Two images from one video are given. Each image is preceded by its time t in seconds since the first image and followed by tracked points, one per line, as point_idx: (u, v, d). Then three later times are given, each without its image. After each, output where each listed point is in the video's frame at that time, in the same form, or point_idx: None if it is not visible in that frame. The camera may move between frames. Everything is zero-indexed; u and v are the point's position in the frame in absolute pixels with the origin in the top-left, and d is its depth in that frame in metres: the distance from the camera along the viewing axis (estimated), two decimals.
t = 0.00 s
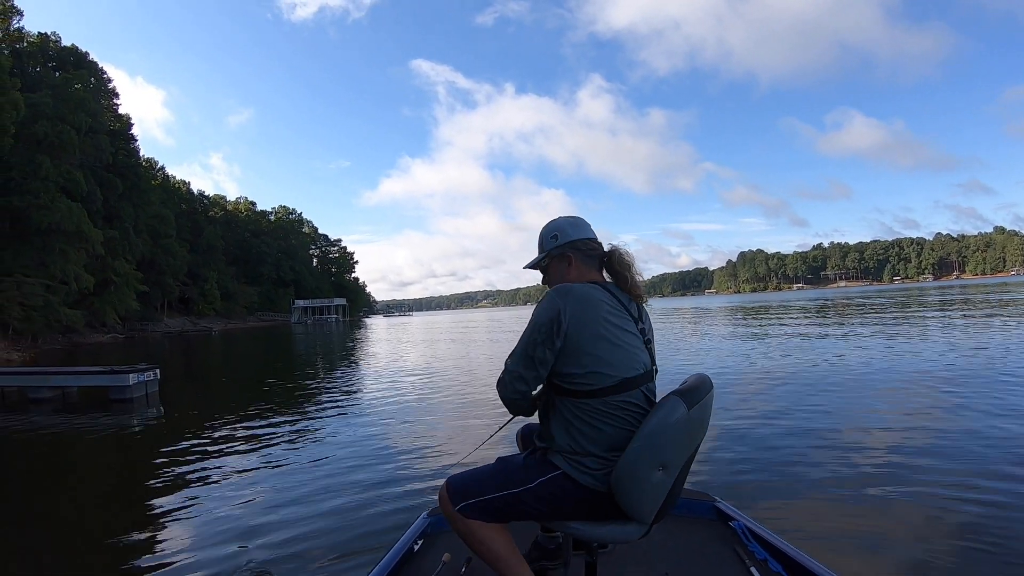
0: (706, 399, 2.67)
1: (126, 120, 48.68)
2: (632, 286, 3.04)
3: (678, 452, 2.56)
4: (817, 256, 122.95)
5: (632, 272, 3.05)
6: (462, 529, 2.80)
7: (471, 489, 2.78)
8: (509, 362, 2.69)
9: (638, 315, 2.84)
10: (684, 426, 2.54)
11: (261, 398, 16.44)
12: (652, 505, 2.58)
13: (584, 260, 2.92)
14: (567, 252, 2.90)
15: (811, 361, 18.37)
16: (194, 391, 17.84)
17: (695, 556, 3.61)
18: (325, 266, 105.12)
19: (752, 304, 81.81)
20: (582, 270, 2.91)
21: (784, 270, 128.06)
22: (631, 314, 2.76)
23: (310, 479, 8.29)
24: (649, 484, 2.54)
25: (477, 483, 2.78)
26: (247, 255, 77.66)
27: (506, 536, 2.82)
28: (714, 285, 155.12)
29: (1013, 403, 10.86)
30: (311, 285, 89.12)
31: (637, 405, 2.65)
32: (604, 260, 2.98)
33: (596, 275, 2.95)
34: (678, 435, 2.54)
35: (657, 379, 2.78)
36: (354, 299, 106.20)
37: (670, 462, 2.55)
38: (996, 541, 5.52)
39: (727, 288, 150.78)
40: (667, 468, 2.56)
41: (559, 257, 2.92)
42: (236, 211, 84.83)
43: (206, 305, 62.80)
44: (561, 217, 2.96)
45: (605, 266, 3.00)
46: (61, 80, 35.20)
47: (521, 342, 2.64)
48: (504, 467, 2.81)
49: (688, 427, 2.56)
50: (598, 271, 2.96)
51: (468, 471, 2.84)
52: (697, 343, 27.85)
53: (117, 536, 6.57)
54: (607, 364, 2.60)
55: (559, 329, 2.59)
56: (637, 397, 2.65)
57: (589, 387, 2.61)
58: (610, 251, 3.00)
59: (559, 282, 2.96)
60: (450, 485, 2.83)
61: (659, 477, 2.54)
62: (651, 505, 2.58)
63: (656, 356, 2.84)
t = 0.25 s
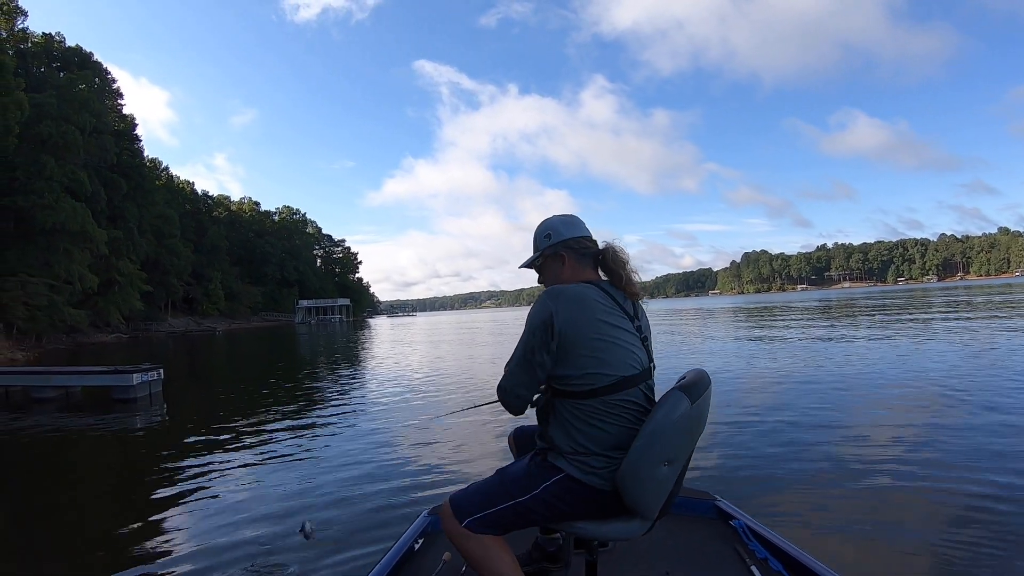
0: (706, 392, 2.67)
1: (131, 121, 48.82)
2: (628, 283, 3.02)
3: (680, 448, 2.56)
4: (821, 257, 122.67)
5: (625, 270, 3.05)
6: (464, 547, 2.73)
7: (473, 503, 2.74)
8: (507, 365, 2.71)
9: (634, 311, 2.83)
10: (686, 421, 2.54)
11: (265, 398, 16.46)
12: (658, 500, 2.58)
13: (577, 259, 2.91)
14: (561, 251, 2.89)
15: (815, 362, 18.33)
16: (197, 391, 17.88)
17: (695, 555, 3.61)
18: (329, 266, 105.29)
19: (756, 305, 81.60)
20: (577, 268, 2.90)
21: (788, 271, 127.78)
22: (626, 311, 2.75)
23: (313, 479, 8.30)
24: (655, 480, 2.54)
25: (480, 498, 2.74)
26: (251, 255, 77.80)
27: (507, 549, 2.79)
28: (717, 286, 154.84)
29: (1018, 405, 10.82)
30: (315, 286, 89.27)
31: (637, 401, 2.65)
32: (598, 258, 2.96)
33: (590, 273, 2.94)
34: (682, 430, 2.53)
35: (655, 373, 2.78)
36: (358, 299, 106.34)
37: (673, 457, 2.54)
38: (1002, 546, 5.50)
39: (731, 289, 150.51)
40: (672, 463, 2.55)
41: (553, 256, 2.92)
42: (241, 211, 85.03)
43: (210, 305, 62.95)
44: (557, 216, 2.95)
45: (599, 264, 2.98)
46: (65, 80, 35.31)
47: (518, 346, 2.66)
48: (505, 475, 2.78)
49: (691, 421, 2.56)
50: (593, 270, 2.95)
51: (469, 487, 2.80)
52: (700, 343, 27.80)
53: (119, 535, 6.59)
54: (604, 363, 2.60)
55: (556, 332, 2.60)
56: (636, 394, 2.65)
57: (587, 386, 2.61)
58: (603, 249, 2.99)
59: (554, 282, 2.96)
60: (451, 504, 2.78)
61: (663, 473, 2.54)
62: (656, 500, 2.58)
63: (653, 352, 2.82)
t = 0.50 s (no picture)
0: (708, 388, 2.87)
1: (134, 121, 48.97)
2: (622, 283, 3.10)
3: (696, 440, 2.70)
4: (825, 258, 122.32)
5: (623, 264, 3.09)
6: (480, 552, 2.69)
7: (489, 505, 2.72)
8: (531, 373, 2.64)
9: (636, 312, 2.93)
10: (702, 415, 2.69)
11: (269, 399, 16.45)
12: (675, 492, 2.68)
13: (579, 257, 2.92)
14: (559, 249, 2.89)
15: (818, 363, 18.28)
16: (200, 391, 17.91)
17: (696, 556, 3.59)
18: (333, 267, 105.44)
19: (760, 306, 81.38)
20: (576, 265, 2.91)
21: (792, 272, 127.48)
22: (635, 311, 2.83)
23: (316, 479, 8.31)
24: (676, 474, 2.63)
25: (493, 498, 2.73)
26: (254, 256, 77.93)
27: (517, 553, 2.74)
28: (721, 287, 154.62)
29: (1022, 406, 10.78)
30: (319, 286, 89.38)
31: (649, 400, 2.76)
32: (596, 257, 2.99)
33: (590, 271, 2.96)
34: (698, 424, 2.67)
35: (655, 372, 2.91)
36: (362, 300, 106.44)
37: (691, 451, 2.67)
38: (1004, 547, 5.49)
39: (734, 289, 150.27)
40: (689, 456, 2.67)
41: (549, 255, 2.91)
42: (245, 212, 85.24)
43: (214, 305, 63.08)
44: (550, 212, 2.95)
45: (598, 261, 3.00)
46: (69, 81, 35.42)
47: (546, 352, 2.60)
48: (519, 477, 2.77)
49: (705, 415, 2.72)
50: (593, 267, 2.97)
51: (481, 486, 2.79)
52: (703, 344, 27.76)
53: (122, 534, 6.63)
54: (626, 364, 2.66)
55: (590, 335, 2.59)
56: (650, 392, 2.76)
57: (611, 388, 2.65)
58: (603, 245, 3.01)
59: (553, 280, 2.95)
60: (465, 504, 2.76)
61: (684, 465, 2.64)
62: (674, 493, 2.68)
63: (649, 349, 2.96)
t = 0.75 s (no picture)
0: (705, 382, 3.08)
1: (138, 122, 49.11)
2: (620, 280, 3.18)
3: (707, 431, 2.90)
4: (828, 259, 122.02)
5: (631, 259, 3.10)
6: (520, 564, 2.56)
7: (527, 512, 2.63)
8: (570, 382, 2.60)
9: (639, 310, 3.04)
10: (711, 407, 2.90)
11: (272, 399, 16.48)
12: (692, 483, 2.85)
13: (590, 257, 2.93)
14: (570, 249, 2.88)
15: (821, 363, 18.25)
16: (203, 391, 17.93)
17: (695, 557, 3.58)
18: (336, 267, 105.59)
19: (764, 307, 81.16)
20: (586, 268, 2.93)
21: (795, 272, 127.21)
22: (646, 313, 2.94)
23: (318, 479, 8.32)
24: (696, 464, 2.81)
25: (530, 508, 2.63)
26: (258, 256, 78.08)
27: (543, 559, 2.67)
28: (724, 287, 154.36)
29: None
30: (322, 287, 89.49)
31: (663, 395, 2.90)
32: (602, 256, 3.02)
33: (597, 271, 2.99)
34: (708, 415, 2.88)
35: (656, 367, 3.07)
36: (365, 300, 106.56)
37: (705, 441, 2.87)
38: (1006, 548, 5.46)
39: (737, 290, 150.02)
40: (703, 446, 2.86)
41: (560, 255, 2.90)
42: (248, 212, 85.44)
43: (217, 305, 63.21)
44: (553, 209, 2.92)
45: (605, 260, 3.02)
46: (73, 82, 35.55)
47: (585, 363, 2.58)
48: (552, 483, 2.73)
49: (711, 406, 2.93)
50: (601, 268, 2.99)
51: (512, 494, 2.68)
52: (705, 345, 27.71)
53: (126, 534, 6.62)
54: (652, 366, 2.76)
55: (629, 345, 2.63)
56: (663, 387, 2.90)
57: (641, 393, 2.72)
58: (612, 244, 3.02)
59: (564, 283, 2.93)
60: (501, 508, 2.62)
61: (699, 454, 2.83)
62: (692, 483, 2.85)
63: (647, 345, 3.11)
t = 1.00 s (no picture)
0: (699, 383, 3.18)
1: (141, 122, 49.19)
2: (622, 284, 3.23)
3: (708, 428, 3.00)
4: (832, 258, 121.69)
5: (636, 257, 3.12)
6: (558, 575, 2.39)
7: (564, 520, 2.50)
8: (590, 385, 2.58)
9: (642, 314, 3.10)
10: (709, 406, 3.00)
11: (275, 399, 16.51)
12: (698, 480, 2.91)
13: (598, 261, 2.96)
14: (583, 250, 2.90)
15: (824, 363, 18.21)
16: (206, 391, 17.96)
17: (694, 559, 3.57)
18: (339, 267, 105.70)
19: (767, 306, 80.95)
20: (595, 270, 2.94)
21: (799, 272, 126.91)
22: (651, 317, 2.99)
23: (320, 479, 8.34)
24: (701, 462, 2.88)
25: (567, 516, 2.51)
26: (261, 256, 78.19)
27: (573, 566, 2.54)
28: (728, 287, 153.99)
29: None
30: (326, 287, 89.58)
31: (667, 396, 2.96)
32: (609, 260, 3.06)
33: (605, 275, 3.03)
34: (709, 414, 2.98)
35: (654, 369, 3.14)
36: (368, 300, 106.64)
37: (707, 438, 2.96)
38: (1006, 548, 5.45)
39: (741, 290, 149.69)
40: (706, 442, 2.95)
41: (574, 256, 2.91)
42: (251, 212, 85.58)
43: (221, 306, 63.33)
44: (563, 209, 2.92)
45: (610, 261, 3.05)
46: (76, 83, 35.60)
47: (599, 368, 2.57)
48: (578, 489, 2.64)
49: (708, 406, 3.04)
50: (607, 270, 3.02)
51: (549, 502, 2.53)
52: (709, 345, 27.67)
53: (127, 534, 6.63)
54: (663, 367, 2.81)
55: (645, 348, 2.66)
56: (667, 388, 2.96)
57: (655, 394, 2.75)
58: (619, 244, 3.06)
59: (574, 286, 2.93)
60: (538, 516, 2.47)
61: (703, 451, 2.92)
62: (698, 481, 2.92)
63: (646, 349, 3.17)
